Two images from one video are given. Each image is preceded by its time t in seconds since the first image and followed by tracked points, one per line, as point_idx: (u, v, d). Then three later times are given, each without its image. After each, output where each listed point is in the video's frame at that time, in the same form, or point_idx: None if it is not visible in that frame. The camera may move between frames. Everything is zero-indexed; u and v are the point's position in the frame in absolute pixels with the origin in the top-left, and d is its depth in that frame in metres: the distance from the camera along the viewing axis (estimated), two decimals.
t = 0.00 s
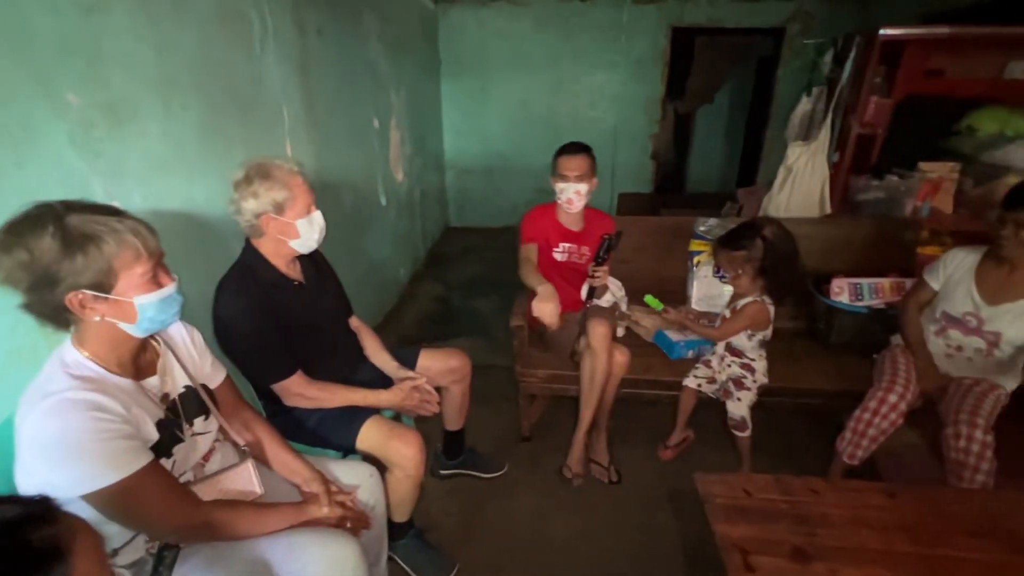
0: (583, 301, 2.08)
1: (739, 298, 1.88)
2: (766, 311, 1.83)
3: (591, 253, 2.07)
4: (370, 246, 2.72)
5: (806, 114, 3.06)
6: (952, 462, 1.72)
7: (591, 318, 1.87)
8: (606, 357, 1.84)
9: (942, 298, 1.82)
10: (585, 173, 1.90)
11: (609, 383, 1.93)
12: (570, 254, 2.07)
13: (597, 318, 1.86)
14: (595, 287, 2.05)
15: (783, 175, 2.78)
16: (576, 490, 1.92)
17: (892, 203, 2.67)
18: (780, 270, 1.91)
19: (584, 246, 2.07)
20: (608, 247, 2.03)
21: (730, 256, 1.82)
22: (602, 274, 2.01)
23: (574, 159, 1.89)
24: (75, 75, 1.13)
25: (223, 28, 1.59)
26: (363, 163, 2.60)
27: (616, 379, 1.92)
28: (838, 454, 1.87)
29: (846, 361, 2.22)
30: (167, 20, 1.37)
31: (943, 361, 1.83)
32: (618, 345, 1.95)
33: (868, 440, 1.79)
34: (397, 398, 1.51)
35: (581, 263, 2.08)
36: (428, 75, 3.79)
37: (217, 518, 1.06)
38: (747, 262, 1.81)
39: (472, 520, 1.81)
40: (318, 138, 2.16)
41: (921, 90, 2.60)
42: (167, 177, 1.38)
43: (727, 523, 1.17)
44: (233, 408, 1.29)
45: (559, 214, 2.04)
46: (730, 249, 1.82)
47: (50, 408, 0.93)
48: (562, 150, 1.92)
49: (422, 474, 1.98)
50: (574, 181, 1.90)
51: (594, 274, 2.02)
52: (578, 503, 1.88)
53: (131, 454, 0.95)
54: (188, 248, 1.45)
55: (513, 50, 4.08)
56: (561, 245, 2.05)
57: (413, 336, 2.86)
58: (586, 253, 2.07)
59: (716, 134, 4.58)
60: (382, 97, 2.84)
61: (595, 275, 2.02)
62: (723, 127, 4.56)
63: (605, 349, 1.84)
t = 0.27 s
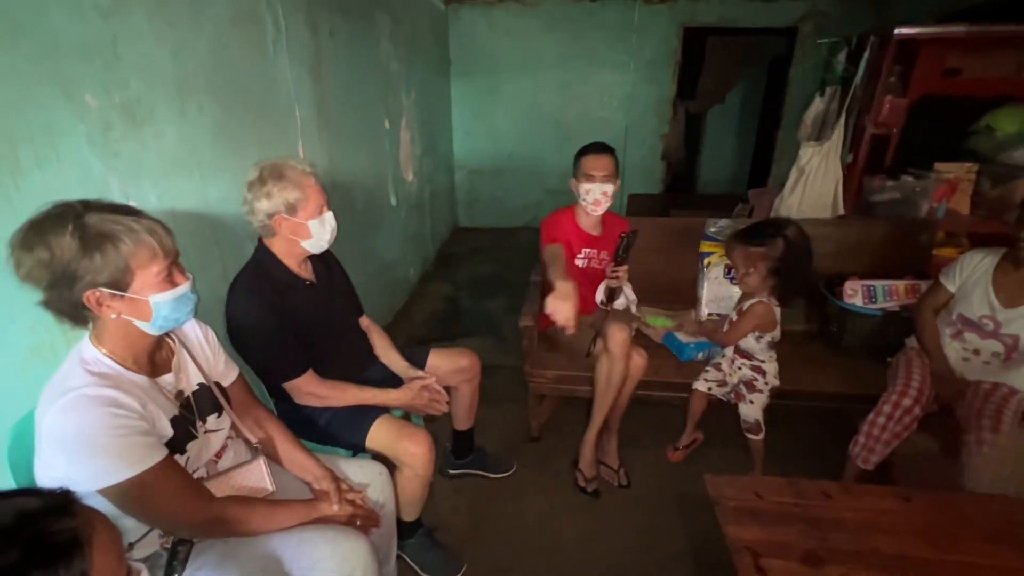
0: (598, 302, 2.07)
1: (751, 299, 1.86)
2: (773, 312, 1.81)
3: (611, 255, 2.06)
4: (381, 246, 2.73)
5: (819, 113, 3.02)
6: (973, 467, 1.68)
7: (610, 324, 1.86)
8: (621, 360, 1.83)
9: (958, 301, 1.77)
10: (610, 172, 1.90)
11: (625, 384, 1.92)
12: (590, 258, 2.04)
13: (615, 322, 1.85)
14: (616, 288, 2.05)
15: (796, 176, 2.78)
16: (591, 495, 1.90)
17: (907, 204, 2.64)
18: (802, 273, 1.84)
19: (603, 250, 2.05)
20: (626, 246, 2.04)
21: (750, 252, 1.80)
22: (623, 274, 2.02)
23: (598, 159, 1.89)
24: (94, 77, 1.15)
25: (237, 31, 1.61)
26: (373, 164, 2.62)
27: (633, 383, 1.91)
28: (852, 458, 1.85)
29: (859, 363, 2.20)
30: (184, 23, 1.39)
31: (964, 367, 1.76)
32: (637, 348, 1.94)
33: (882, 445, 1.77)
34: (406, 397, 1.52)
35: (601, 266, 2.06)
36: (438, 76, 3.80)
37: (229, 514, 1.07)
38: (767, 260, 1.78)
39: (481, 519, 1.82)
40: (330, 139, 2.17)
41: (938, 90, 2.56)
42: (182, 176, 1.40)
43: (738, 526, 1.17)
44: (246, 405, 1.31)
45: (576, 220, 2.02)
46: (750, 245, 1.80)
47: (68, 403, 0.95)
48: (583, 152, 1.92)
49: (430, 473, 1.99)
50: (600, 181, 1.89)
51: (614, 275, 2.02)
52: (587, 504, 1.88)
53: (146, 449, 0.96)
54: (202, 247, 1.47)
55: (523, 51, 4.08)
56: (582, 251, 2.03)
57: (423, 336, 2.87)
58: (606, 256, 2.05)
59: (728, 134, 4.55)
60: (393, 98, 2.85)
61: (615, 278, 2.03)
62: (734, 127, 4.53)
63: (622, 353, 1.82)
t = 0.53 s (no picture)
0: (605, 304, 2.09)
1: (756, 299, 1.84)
2: (779, 312, 1.79)
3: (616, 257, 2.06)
4: (385, 246, 2.73)
5: (827, 113, 3.02)
6: (987, 474, 1.63)
7: (616, 327, 1.86)
8: (627, 361, 1.82)
9: (968, 304, 1.74)
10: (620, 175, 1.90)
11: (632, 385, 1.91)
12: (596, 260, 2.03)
13: (622, 327, 1.85)
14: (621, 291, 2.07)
15: (802, 176, 2.72)
16: (598, 498, 1.89)
17: (916, 204, 2.60)
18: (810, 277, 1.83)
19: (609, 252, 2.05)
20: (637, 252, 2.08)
21: (762, 251, 1.77)
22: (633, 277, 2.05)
23: (609, 162, 1.88)
24: (101, 77, 1.15)
25: (242, 30, 1.61)
26: (378, 164, 2.62)
27: (640, 383, 1.91)
28: (860, 462, 1.83)
29: (865, 365, 2.19)
30: (190, 23, 1.40)
31: (970, 368, 1.75)
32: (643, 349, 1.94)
33: (890, 449, 1.75)
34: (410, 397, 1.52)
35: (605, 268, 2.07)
36: (443, 76, 3.80)
37: (233, 513, 1.07)
38: (778, 260, 1.76)
39: (484, 519, 1.82)
40: (334, 138, 2.18)
41: (948, 89, 2.54)
42: (187, 176, 1.40)
43: (743, 528, 1.16)
44: (249, 404, 1.31)
45: (584, 222, 2.00)
46: (763, 245, 1.77)
47: (71, 402, 0.95)
48: (593, 155, 1.90)
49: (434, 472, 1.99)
50: (612, 184, 1.88)
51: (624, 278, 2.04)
52: (590, 504, 1.87)
53: (148, 447, 0.97)
54: (207, 246, 1.48)
55: (528, 50, 4.08)
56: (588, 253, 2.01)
57: (427, 335, 2.87)
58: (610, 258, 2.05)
59: (734, 133, 4.53)
60: (398, 97, 2.85)
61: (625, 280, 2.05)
62: (740, 127, 4.51)
63: (628, 355, 1.81)
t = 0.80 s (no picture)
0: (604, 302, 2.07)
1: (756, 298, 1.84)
2: (780, 313, 1.79)
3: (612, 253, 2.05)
4: (386, 246, 2.73)
5: (827, 114, 3.01)
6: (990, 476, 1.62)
7: (614, 325, 1.85)
8: (627, 361, 1.83)
9: (970, 305, 1.74)
10: (611, 170, 1.90)
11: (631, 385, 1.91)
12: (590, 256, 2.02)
13: (621, 325, 1.84)
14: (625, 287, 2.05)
15: (803, 177, 2.71)
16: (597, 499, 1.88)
17: (917, 206, 2.56)
18: (808, 280, 1.84)
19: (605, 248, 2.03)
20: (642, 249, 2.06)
21: (765, 252, 1.76)
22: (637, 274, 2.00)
23: (600, 156, 1.88)
24: (100, 77, 1.15)
25: (243, 31, 1.61)
26: (378, 164, 2.62)
27: (639, 384, 1.90)
28: (859, 464, 1.83)
29: (866, 366, 2.18)
30: (189, 23, 1.40)
31: (971, 369, 1.75)
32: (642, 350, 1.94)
33: (890, 451, 1.75)
34: (409, 398, 1.52)
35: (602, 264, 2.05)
36: (444, 76, 3.80)
37: (230, 514, 1.07)
38: (781, 262, 1.76)
39: (483, 520, 1.82)
40: (335, 139, 2.18)
41: (950, 90, 2.53)
42: (187, 176, 1.40)
43: (741, 530, 1.16)
44: (247, 405, 1.31)
45: (578, 217, 2.00)
46: (767, 246, 1.76)
47: (68, 402, 0.95)
48: (585, 150, 1.91)
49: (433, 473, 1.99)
50: (602, 178, 1.88)
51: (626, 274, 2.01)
52: (589, 506, 1.87)
53: (145, 447, 0.96)
54: (207, 246, 1.48)
55: (530, 51, 4.08)
56: (580, 248, 2.01)
57: (427, 336, 2.87)
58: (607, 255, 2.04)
59: (735, 134, 4.53)
60: (399, 98, 2.86)
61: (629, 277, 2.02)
62: (741, 128, 4.51)
63: (627, 354, 1.82)
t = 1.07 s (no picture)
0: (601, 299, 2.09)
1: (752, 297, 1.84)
2: (776, 315, 1.79)
3: (604, 251, 2.04)
4: (382, 248, 2.73)
5: (821, 116, 3.01)
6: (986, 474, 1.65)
7: (609, 319, 1.85)
8: (622, 359, 1.84)
9: (962, 305, 1.74)
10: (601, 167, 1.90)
11: (622, 383, 1.92)
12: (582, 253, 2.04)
13: (616, 318, 1.85)
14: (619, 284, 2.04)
15: (797, 178, 2.72)
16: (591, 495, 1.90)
17: (911, 206, 2.59)
18: (795, 275, 1.86)
19: (597, 246, 2.04)
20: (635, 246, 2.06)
21: (760, 253, 1.77)
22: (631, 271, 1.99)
23: (590, 154, 1.89)
24: (95, 79, 1.15)
25: (238, 32, 1.61)
26: (375, 166, 2.62)
27: (630, 381, 1.91)
28: (854, 464, 1.84)
29: (860, 366, 2.19)
30: (185, 25, 1.40)
31: (964, 369, 1.76)
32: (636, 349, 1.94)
33: (885, 450, 1.76)
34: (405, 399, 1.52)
35: (594, 262, 2.06)
36: (441, 78, 3.80)
37: (225, 515, 1.07)
38: (776, 263, 1.77)
39: (479, 521, 1.82)
40: (331, 140, 2.18)
41: (941, 91, 2.56)
42: (182, 178, 1.40)
43: (734, 529, 1.16)
44: (243, 405, 1.31)
45: (569, 215, 2.01)
46: (761, 246, 1.77)
47: (63, 403, 0.95)
48: (574, 148, 1.91)
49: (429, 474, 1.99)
50: (594, 175, 1.88)
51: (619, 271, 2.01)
52: (585, 506, 1.87)
53: (139, 449, 0.96)
54: (202, 248, 1.48)
55: (526, 53, 4.09)
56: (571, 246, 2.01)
57: (423, 337, 2.86)
58: (599, 252, 2.04)
59: (731, 136, 4.55)
60: (395, 99, 2.86)
61: (621, 274, 2.01)
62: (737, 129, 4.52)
63: (622, 352, 1.83)
